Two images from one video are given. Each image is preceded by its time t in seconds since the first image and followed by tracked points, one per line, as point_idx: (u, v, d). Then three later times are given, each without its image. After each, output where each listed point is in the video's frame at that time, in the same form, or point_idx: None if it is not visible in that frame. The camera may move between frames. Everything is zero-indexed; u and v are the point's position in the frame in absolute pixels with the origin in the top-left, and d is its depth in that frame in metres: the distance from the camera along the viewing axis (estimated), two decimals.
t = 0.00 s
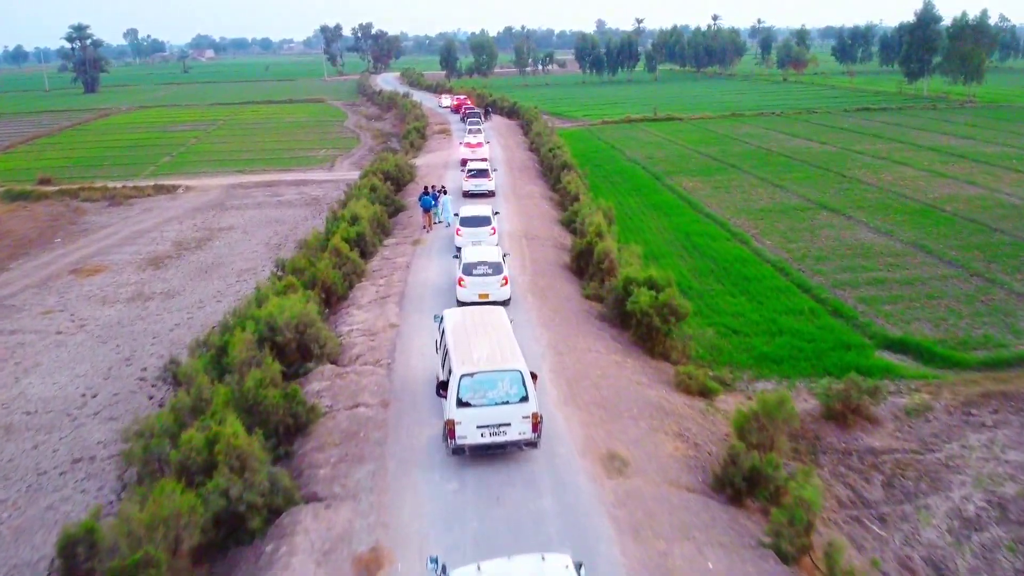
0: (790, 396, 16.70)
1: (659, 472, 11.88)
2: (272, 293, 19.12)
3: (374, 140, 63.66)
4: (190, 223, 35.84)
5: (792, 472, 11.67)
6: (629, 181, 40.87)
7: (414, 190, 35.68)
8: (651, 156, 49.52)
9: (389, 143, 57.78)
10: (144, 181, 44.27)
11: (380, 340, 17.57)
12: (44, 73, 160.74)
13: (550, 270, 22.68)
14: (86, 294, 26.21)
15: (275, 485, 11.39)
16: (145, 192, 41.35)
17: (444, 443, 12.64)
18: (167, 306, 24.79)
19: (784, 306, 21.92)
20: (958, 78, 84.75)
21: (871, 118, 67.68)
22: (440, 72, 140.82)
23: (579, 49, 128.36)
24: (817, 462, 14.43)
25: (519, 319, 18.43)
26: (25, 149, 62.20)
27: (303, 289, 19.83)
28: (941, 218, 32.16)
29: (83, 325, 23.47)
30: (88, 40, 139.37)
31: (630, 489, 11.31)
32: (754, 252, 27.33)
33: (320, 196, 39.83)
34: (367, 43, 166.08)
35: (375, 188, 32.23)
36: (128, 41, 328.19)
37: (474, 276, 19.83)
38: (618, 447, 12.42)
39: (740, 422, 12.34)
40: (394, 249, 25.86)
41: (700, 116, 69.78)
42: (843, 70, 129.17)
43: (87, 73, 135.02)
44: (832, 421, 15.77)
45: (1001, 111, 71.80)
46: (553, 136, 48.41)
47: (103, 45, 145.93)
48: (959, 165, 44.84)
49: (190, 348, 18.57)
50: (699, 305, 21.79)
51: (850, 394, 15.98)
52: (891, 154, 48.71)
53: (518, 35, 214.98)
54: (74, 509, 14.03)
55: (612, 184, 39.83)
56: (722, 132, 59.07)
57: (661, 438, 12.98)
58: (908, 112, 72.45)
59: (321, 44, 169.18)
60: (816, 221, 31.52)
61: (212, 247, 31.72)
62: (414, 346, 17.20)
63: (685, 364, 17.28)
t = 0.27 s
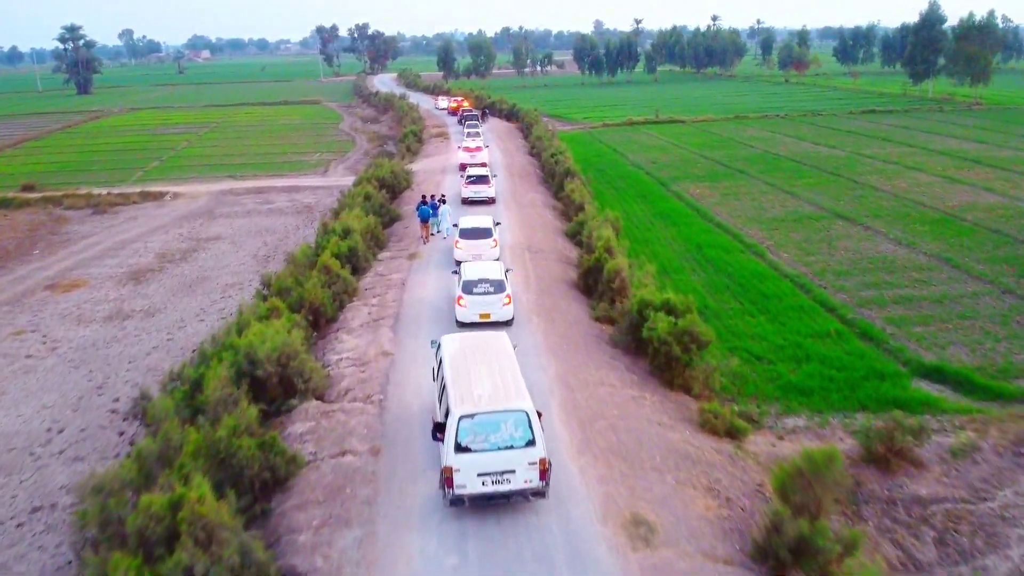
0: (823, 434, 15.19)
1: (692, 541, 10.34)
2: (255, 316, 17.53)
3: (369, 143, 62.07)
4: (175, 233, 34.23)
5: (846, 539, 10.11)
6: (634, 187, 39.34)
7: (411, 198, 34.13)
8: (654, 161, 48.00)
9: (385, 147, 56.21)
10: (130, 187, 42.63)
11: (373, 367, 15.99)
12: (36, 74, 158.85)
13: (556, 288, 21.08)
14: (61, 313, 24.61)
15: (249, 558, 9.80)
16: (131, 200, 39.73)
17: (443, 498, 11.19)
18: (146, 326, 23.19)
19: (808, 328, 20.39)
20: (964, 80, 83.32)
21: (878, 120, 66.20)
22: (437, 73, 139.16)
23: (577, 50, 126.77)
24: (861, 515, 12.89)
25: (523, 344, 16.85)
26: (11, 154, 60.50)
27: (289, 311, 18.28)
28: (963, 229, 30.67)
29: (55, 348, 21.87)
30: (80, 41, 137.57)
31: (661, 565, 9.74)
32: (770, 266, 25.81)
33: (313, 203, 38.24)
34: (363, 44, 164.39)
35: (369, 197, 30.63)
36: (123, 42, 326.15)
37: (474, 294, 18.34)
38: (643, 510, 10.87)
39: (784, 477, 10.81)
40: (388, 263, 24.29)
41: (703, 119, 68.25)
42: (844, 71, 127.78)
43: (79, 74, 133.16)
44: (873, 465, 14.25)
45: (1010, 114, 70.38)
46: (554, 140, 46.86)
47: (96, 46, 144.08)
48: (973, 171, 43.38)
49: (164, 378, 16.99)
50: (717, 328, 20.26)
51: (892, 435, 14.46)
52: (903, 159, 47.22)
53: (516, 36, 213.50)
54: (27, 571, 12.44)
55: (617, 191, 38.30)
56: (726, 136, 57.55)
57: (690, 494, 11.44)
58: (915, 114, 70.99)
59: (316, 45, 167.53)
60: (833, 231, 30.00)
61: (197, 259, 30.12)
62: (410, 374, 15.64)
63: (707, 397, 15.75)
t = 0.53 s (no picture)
0: (864, 483, 13.65)
1: None
2: (234, 343, 15.93)
3: (365, 146, 60.52)
4: (160, 243, 32.65)
5: None
6: (639, 194, 37.80)
7: (406, 206, 32.57)
8: (659, 166, 46.44)
9: (381, 151, 54.68)
10: (116, 194, 41.06)
11: (362, 403, 14.38)
12: (29, 75, 157.28)
13: (562, 307, 19.52)
14: (33, 333, 23.02)
15: None
16: (115, 208, 38.14)
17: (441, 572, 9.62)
18: (121, 349, 21.63)
19: (835, 352, 18.83)
20: (971, 81, 81.88)
21: (885, 122, 64.65)
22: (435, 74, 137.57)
23: (576, 51, 125.20)
24: None
25: (530, 374, 15.25)
26: None
27: (271, 338, 16.70)
28: (987, 240, 29.15)
29: (24, 374, 20.30)
30: (73, 42, 136.16)
31: None
32: (788, 281, 24.27)
33: (304, 211, 36.66)
34: (360, 45, 162.78)
35: (362, 206, 29.01)
36: (118, 43, 324.25)
37: (474, 315, 16.83)
38: None
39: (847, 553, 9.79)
40: (382, 277, 22.67)
41: (706, 121, 66.72)
42: (846, 72, 126.34)
43: (72, 75, 131.49)
44: (923, 519, 12.71)
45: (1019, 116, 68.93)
46: (555, 144, 45.30)
47: (89, 47, 142.53)
48: (989, 176, 41.91)
49: (134, 414, 15.41)
50: (737, 353, 18.72)
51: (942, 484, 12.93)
52: (915, 163, 45.68)
53: (513, 36, 212.08)
54: None
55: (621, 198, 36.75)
56: (731, 139, 56.07)
57: (726, 569, 9.88)
58: (922, 116, 69.51)
59: (313, 46, 165.93)
60: (851, 243, 28.45)
61: (181, 273, 28.56)
62: (404, 410, 14.04)
63: (734, 438, 14.16)
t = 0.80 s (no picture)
0: (915, 543, 12.10)
1: None
2: (208, 378, 14.36)
3: (360, 150, 58.91)
4: (143, 255, 31.03)
5: None
6: (645, 201, 36.23)
7: (402, 216, 30.97)
8: (663, 171, 44.89)
9: (376, 156, 53.08)
10: (100, 202, 39.42)
11: (348, 450, 12.79)
12: (21, 75, 155.27)
13: (570, 332, 17.88)
14: None
15: None
16: (98, 217, 36.51)
17: None
18: (92, 376, 20.06)
19: (869, 383, 17.27)
20: (978, 83, 80.37)
21: (893, 125, 63.14)
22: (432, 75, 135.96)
23: (575, 52, 123.67)
24: None
25: (537, 414, 13.63)
26: None
27: (249, 372, 15.11)
28: (1015, 252, 27.61)
29: None
30: (65, 42, 134.30)
31: None
32: (808, 298, 22.70)
33: (295, 220, 35.06)
34: (356, 45, 161.19)
35: (355, 217, 27.38)
36: (113, 43, 322.36)
37: (474, 342, 15.28)
38: None
39: None
40: (375, 295, 21.04)
41: (709, 123, 65.16)
42: (848, 72, 124.78)
43: (63, 76, 129.52)
44: None
45: None
46: (556, 149, 43.71)
47: (81, 48, 140.61)
48: (1006, 183, 40.39)
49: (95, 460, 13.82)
50: (762, 383, 17.14)
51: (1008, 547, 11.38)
52: (928, 168, 44.15)
53: (511, 37, 210.41)
54: None
55: (626, 206, 35.19)
56: (737, 142, 54.53)
57: None
58: (930, 118, 67.96)
59: (308, 47, 164.17)
60: (871, 256, 26.90)
61: (163, 287, 26.95)
62: (395, 460, 12.43)
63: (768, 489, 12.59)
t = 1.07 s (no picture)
0: None
1: None
2: (175, 422, 12.74)
3: (355, 153, 57.29)
4: (123, 268, 29.40)
5: None
6: (650, 208, 34.67)
7: (397, 225, 29.38)
8: (667, 176, 43.33)
9: (372, 161, 51.48)
10: (82, 210, 37.77)
11: (330, 512, 11.18)
12: (13, 76, 153.40)
13: (578, 360, 16.22)
14: None
15: None
16: (79, 226, 34.86)
17: None
18: (59, 408, 18.45)
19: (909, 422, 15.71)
20: (985, 85, 78.96)
21: (900, 128, 61.66)
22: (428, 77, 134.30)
23: (573, 53, 122.12)
24: None
25: (545, 466, 11.99)
26: None
27: (223, 412, 13.51)
28: None
29: None
30: (57, 43, 132.53)
31: None
32: (832, 319, 21.14)
33: (285, 229, 33.46)
34: (352, 46, 159.50)
35: (346, 228, 25.73)
36: (108, 44, 320.43)
37: (474, 372, 13.71)
38: None
39: None
40: (367, 314, 19.39)
41: (712, 126, 63.60)
42: (850, 74, 123.43)
43: (56, 78, 127.67)
44: None
45: None
46: (558, 153, 42.12)
47: (73, 49, 138.79)
48: None
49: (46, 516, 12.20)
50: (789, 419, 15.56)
51: None
52: (941, 174, 42.68)
53: (509, 38, 208.96)
54: None
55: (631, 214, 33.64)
56: (743, 146, 53.01)
57: None
58: (938, 121, 66.50)
59: (304, 48, 162.47)
60: (893, 271, 25.35)
61: (142, 304, 25.32)
62: (383, 525, 10.81)
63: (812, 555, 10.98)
